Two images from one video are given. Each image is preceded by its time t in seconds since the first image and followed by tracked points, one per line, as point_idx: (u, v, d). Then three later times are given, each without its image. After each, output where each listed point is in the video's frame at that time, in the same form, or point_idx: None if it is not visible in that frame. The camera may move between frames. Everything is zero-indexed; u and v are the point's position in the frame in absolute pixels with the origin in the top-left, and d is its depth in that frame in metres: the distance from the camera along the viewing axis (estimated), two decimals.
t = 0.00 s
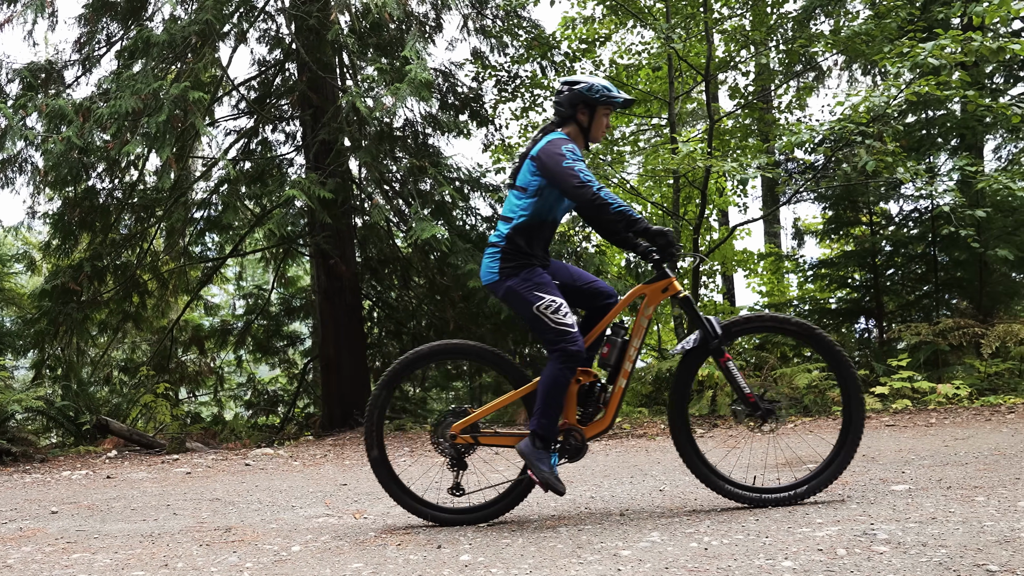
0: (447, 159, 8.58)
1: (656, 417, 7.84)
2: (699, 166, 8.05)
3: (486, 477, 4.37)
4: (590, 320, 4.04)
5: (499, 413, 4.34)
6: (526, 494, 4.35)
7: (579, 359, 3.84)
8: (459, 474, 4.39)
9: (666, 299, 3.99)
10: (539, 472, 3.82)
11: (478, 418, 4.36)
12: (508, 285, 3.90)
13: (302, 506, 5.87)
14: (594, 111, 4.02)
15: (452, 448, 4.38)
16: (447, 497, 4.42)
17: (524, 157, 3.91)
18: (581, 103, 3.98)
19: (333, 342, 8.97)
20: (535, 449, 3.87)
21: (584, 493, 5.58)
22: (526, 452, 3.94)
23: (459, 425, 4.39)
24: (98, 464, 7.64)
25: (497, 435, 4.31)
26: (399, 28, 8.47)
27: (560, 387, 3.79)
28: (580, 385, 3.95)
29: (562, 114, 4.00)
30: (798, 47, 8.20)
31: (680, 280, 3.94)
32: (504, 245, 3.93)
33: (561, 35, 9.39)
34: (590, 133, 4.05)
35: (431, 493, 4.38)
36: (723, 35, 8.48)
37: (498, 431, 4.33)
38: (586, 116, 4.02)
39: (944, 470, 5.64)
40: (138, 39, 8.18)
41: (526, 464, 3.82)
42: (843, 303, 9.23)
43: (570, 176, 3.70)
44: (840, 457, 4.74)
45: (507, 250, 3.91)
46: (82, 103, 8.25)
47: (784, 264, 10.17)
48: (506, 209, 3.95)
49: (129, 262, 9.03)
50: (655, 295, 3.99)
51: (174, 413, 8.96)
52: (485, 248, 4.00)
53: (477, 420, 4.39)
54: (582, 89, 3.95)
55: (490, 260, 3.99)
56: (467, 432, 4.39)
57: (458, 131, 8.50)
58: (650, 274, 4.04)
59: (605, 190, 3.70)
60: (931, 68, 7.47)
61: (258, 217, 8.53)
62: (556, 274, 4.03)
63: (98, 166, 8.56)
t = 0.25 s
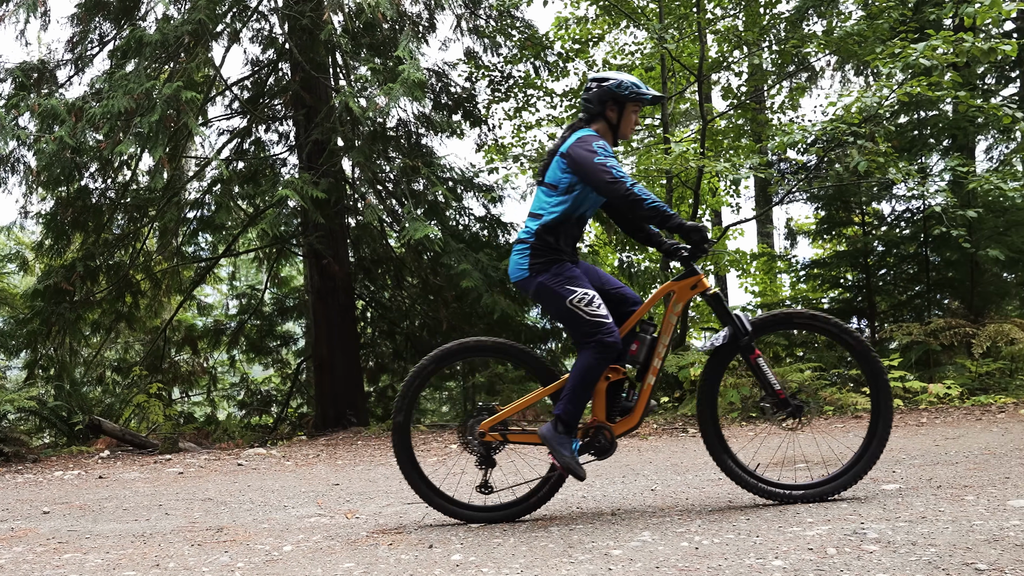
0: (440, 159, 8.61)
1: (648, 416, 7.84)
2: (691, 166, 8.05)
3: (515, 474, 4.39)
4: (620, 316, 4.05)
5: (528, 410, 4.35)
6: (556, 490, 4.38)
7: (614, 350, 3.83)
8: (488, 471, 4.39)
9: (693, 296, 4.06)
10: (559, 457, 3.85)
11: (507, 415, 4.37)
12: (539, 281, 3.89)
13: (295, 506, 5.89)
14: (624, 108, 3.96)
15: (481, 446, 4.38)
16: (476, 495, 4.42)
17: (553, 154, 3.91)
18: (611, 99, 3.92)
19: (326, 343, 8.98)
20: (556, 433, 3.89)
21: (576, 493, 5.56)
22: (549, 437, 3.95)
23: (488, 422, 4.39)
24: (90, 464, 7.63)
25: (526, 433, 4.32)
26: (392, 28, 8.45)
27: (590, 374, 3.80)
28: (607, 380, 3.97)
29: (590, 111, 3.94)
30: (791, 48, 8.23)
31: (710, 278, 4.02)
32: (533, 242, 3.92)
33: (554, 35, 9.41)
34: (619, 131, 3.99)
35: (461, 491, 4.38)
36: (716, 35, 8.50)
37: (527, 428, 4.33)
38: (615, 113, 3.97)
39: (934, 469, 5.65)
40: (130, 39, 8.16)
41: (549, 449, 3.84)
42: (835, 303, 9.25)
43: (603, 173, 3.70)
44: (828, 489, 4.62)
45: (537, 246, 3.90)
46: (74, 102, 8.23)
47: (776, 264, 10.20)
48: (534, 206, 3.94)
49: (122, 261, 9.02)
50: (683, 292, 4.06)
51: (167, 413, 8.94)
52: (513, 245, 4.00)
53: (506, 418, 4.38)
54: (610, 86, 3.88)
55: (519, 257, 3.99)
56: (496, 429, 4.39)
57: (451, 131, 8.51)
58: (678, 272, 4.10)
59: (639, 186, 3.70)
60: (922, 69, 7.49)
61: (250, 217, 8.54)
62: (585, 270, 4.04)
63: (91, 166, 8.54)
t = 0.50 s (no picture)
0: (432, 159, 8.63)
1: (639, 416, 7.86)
2: (682, 166, 8.07)
3: (542, 470, 4.43)
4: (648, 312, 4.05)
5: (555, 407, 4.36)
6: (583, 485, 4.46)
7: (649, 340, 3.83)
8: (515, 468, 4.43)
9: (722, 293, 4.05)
10: (584, 439, 3.86)
11: (536, 412, 4.37)
12: (568, 276, 3.89)
13: (285, 505, 5.90)
14: (651, 104, 3.95)
15: (509, 443, 4.40)
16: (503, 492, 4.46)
17: (582, 150, 3.91)
18: (638, 96, 3.92)
19: (318, 343, 8.95)
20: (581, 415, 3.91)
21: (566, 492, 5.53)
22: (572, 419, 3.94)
23: (515, 419, 4.40)
24: (81, 464, 7.61)
25: (554, 430, 4.34)
26: (384, 28, 8.46)
27: (623, 361, 3.80)
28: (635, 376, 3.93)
29: (618, 107, 3.93)
30: (782, 48, 8.25)
31: (738, 275, 4.03)
32: (561, 238, 3.91)
33: (546, 35, 9.42)
34: (647, 127, 3.98)
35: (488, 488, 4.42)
36: (707, 35, 8.51)
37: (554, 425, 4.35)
38: (643, 109, 3.96)
39: (922, 469, 5.67)
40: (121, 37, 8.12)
41: (573, 429, 3.83)
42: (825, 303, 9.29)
43: (634, 170, 3.68)
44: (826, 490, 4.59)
45: (566, 242, 3.89)
46: (65, 101, 8.19)
47: (767, 264, 10.24)
48: (562, 203, 3.93)
49: (113, 261, 8.99)
50: (711, 288, 4.04)
51: (158, 413, 8.91)
52: (541, 241, 3.98)
53: (533, 414, 4.40)
54: (639, 82, 3.88)
55: (547, 253, 3.98)
56: (523, 426, 4.39)
57: (443, 131, 8.53)
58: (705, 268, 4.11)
59: (670, 182, 3.68)
60: (912, 70, 7.51)
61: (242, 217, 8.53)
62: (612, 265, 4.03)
63: (82, 165, 8.51)
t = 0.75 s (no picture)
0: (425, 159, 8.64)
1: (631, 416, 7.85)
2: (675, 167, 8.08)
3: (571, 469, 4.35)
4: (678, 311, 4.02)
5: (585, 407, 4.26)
6: (612, 484, 4.41)
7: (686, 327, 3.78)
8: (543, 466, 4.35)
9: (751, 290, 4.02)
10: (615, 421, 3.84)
11: (565, 410, 4.28)
12: (599, 270, 3.81)
13: (276, 506, 5.89)
14: (681, 101, 3.89)
15: (538, 442, 4.31)
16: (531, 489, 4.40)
17: (610, 148, 3.85)
18: (667, 93, 3.85)
19: (310, 344, 8.97)
20: (611, 397, 3.88)
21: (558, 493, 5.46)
22: (602, 402, 3.90)
23: (544, 418, 4.30)
24: (72, 465, 7.58)
25: (584, 429, 4.26)
26: (376, 28, 8.47)
27: (658, 346, 3.75)
28: (662, 374, 3.91)
29: (647, 105, 3.87)
30: (774, 50, 8.29)
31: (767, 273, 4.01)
32: (591, 236, 3.84)
33: (539, 36, 9.45)
34: (677, 125, 3.92)
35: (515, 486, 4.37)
36: (700, 37, 8.54)
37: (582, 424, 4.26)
38: (671, 106, 3.89)
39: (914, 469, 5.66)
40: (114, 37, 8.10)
41: (603, 412, 3.85)
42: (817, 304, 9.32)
43: (667, 167, 3.62)
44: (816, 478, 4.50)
45: (596, 239, 3.83)
46: (57, 101, 8.17)
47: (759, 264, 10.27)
48: (590, 201, 3.87)
49: (106, 261, 8.99)
50: (740, 286, 4.02)
51: (150, 413, 8.88)
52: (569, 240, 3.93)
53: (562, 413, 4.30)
54: (668, 79, 3.81)
55: (576, 250, 3.91)
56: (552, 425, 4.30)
57: (436, 131, 8.54)
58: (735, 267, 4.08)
59: (703, 180, 3.63)
60: (903, 71, 7.55)
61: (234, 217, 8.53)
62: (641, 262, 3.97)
63: (75, 166, 8.51)
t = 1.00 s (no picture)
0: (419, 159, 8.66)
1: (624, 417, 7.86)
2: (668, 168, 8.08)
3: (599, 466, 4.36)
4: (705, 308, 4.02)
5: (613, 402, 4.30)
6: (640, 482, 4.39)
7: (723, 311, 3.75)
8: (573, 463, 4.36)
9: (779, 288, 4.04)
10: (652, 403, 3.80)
11: (595, 407, 4.32)
12: (632, 264, 3.79)
13: (269, 506, 5.89)
14: (710, 98, 3.90)
15: (568, 438, 4.33)
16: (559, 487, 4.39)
17: (640, 145, 3.86)
18: (697, 90, 3.87)
19: (304, 344, 8.96)
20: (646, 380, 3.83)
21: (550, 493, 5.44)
22: (637, 384, 3.84)
23: (574, 414, 4.33)
24: (65, 465, 7.56)
25: (614, 425, 4.28)
26: (370, 29, 8.47)
27: (695, 329, 3.71)
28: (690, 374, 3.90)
29: (677, 102, 3.88)
30: (767, 51, 8.31)
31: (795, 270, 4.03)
32: (621, 231, 3.84)
33: (532, 36, 9.47)
34: (705, 122, 3.94)
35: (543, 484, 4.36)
36: (693, 38, 8.55)
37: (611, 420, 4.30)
38: (701, 104, 3.91)
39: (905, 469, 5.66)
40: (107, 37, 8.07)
41: (638, 394, 3.79)
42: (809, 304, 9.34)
43: (699, 163, 3.63)
44: (817, 454, 4.53)
45: (627, 235, 3.82)
46: (50, 101, 8.15)
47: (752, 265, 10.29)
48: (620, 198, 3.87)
49: (98, 261, 8.96)
50: (769, 284, 4.03)
51: (144, 414, 8.85)
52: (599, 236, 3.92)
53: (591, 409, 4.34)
54: (698, 77, 3.83)
55: (605, 246, 3.91)
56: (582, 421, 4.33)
57: (429, 132, 8.53)
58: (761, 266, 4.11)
59: (735, 177, 3.65)
60: (896, 72, 7.56)
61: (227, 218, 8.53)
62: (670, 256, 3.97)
63: (68, 165, 8.48)
